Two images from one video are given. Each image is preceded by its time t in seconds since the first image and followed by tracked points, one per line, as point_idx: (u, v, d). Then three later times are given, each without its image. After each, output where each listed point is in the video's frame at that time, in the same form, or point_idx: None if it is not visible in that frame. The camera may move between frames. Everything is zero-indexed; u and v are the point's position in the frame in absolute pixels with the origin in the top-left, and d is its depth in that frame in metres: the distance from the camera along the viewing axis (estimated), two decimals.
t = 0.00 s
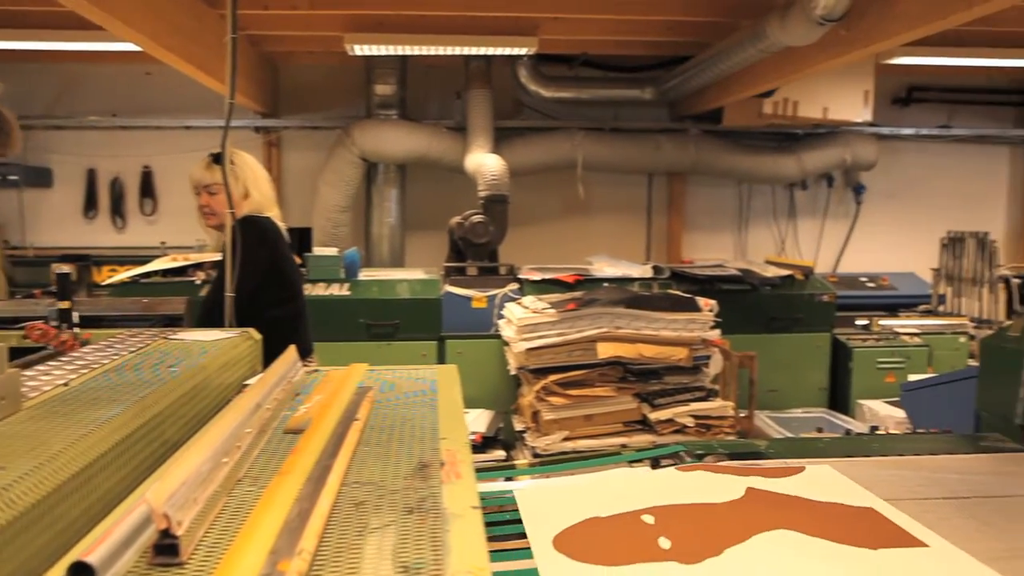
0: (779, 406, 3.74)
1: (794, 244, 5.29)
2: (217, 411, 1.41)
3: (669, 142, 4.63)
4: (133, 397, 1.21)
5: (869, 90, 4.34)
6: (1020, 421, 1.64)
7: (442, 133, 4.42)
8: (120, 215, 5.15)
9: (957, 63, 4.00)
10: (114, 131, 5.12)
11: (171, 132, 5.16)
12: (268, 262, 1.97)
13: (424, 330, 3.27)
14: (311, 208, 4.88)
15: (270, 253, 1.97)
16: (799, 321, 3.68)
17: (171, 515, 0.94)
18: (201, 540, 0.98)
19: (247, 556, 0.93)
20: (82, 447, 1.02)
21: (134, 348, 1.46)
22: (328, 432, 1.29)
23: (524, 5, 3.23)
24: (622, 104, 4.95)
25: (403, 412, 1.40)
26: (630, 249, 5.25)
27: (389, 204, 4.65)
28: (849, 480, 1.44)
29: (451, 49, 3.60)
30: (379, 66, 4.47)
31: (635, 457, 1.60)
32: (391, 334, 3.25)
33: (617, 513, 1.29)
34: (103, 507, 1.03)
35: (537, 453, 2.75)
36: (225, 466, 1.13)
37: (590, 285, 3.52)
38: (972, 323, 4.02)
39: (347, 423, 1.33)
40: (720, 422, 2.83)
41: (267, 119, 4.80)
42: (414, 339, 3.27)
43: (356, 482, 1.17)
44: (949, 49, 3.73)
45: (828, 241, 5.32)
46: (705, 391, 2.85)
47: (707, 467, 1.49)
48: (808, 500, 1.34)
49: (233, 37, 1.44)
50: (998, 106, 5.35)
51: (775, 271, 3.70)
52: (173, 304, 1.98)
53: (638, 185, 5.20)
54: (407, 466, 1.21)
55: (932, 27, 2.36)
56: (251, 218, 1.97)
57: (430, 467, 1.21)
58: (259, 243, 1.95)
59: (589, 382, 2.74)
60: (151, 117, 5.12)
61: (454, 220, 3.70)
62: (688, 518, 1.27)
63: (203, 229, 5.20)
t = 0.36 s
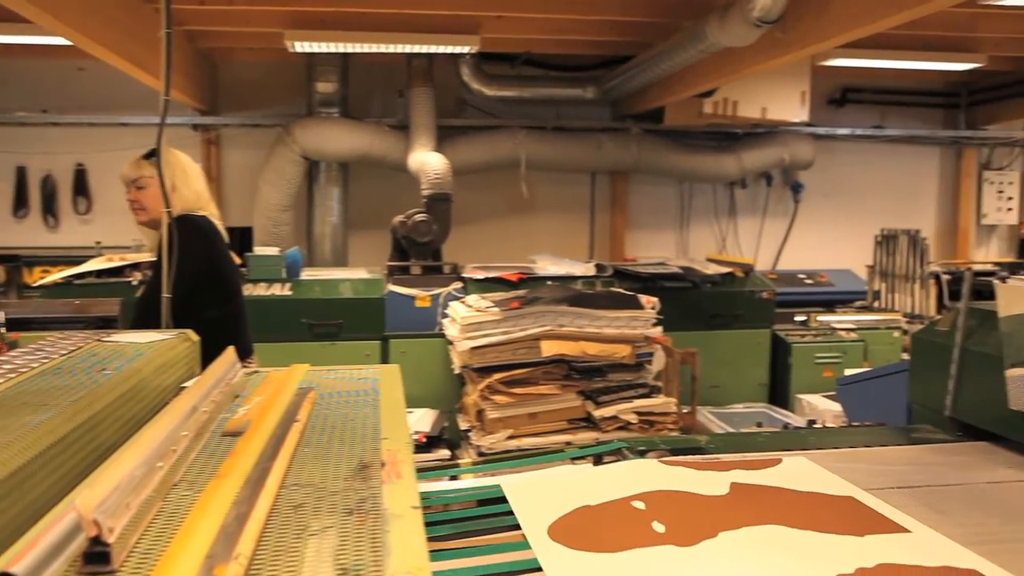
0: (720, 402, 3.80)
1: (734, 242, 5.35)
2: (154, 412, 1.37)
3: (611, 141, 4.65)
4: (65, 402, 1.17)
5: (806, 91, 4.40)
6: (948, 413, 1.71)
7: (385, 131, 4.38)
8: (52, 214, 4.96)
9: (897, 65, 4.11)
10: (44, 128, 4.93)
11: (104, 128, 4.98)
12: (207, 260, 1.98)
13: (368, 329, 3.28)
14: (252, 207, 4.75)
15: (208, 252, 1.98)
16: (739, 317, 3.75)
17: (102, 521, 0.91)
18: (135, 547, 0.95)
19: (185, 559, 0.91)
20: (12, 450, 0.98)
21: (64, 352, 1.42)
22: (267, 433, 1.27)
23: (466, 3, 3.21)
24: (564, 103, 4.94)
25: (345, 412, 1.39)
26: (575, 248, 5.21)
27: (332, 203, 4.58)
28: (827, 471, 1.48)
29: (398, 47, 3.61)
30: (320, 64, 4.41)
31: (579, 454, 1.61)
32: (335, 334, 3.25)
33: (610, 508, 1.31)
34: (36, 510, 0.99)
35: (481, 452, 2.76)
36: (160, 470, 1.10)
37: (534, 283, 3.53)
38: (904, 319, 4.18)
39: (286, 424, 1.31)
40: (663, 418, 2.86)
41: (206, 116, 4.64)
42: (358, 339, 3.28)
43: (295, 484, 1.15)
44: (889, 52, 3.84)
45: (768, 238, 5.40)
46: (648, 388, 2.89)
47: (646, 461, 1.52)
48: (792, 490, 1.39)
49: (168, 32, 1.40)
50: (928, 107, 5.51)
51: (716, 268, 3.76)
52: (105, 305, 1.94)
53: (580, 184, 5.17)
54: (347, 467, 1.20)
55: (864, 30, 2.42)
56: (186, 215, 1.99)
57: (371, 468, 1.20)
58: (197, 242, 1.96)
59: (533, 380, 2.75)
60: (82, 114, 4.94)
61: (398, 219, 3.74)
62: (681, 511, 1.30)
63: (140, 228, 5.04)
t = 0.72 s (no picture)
0: (686, 399, 3.85)
1: (700, 241, 5.40)
2: (115, 414, 1.36)
3: (577, 140, 4.67)
4: (23, 404, 1.15)
5: (770, 92, 4.38)
6: (908, 409, 1.74)
7: (351, 130, 4.36)
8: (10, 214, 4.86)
9: (861, 66, 4.17)
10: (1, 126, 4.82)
11: (64, 126, 4.89)
12: (167, 261, 1.98)
13: (333, 329, 3.30)
14: (216, 206, 4.69)
15: (169, 253, 1.98)
16: (705, 315, 3.80)
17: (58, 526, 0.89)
18: (93, 552, 0.93)
19: (145, 562, 0.89)
20: None
21: (22, 354, 1.40)
22: (231, 434, 1.26)
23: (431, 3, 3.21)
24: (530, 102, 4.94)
25: (309, 413, 1.38)
26: (540, 247, 5.22)
27: (297, 202, 4.55)
28: (808, 466, 1.51)
29: (363, 46, 3.59)
30: (285, 62, 4.37)
31: (545, 453, 1.62)
32: (301, 334, 3.27)
33: (599, 504, 1.33)
34: None
35: (447, 451, 2.75)
36: (120, 473, 1.09)
37: (500, 283, 3.53)
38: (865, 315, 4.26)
39: (250, 425, 1.30)
40: (629, 416, 2.87)
41: (169, 114, 4.58)
42: (324, 339, 3.30)
43: (258, 486, 1.14)
44: (854, 52, 3.90)
45: (732, 238, 5.45)
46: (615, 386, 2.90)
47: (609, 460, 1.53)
48: (775, 485, 1.41)
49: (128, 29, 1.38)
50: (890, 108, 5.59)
51: (682, 267, 3.81)
52: (66, 306, 1.91)
53: (547, 182, 5.17)
54: (312, 468, 1.19)
55: (825, 31, 2.46)
56: (148, 216, 1.97)
57: (335, 468, 1.19)
58: (159, 243, 1.96)
59: (500, 379, 2.75)
60: (41, 111, 4.84)
61: (363, 219, 3.67)
62: (670, 508, 1.31)
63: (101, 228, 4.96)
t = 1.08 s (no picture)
0: (645, 396, 3.90)
1: (658, 239, 5.43)
2: (64, 416, 1.33)
3: (535, 139, 4.68)
4: None
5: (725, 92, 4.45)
6: (861, 404, 1.78)
7: (307, 128, 4.32)
8: None
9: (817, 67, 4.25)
10: None
11: (10, 123, 4.77)
12: (117, 262, 1.97)
13: (291, 329, 3.27)
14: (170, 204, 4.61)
15: (119, 253, 1.97)
16: (662, 313, 3.85)
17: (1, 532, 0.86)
18: (40, 557, 0.91)
19: (94, 565, 0.87)
20: None
21: None
22: (183, 436, 1.24)
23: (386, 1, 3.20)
24: (488, 100, 4.94)
25: (263, 414, 1.37)
26: (499, 246, 5.22)
27: (254, 201, 4.49)
28: (783, 461, 1.54)
29: (318, 43, 3.57)
30: (240, 58, 4.32)
31: (504, 450, 1.62)
32: (257, 335, 3.24)
33: (580, 501, 1.34)
34: None
35: (407, 452, 2.74)
36: (68, 478, 1.07)
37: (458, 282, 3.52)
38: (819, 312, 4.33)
39: (203, 427, 1.28)
40: (588, 414, 2.89)
41: (120, 112, 4.50)
42: (281, 339, 3.27)
43: (211, 488, 1.12)
44: (814, 53, 3.96)
45: (689, 236, 5.49)
46: (574, 384, 2.92)
47: (569, 457, 1.53)
48: (752, 480, 1.44)
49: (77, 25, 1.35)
50: (843, 108, 5.68)
51: (639, 265, 3.86)
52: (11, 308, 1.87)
53: (505, 181, 5.18)
54: (266, 470, 1.18)
55: (776, 32, 2.49)
56: (96, 216, 1.95)
57: (290, 469, 1.18)
58: (109, 243, 1.95)
59: (459, 379, 2.75)
60: None
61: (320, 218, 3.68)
62: (651, 503, 1.33)
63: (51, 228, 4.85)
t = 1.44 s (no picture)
0: (605, 395, 3.93)
1: (617, 238, 5.47)
2: (14, 419, 1.30)
3: (494, 139, 4.68)
4: None
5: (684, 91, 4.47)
6: (816, 400, 1.81)
7: (264, 126, 4.28)
8: None
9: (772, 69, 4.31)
10: None
11: None
12: (68, 264, 1.94)
13: (248, 330, 3.25)
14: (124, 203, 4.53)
15: (70, 255, 1.94)
16: (621, 312, 3.88)
17: None
18: None
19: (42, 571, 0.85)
20: None
21: None
22: (136, 440, 1.22)
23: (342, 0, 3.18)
24: (447, 99, 4.93)
25: (219, 416, 1.35)
26: (459, 246, 5.20)
27: (211, 200, 4.46)
28: (759, 455, 1.56)
29: (274, 40, 3.55)
30: (195, 55, 4.26)
31: (463, 451, 1.61)
32: (213, 336, 3.20)
33: (561, 496, 1.35)
34: None
35: (367, 452, 2.72)
36: (15, 484, 1.04)
37: (418, 281, 3.51)
38: (777, 309, 4.39)
39: (157, 430, 1.27)
40: (548, 412, 2.90)
41: (71, 109, 4.41)
42: (238, 340, 3.24)
43: (165, 491, 1.10)
44: (777, 55, 4.01)
45: (649, 235, 5.54)
46: (534, 383, 2.91)
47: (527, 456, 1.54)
48: (730, 474, 1.46)
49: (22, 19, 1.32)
50: (799, 108, 5.76)
51: (599, 264, 3.89)
52: None
53: (465, 180, 5.17)
54: (222, 472, 1.16)
55: (730, 34, 2.53)
56: (46, 216, 1.91)
57: (247, 471, 1.17)
58: (59, 244, 1.92)
59: (420, 378, 2.75)
60: None
61: (278, 218, 3.66)
62: (633, 498, 1.34)
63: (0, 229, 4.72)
